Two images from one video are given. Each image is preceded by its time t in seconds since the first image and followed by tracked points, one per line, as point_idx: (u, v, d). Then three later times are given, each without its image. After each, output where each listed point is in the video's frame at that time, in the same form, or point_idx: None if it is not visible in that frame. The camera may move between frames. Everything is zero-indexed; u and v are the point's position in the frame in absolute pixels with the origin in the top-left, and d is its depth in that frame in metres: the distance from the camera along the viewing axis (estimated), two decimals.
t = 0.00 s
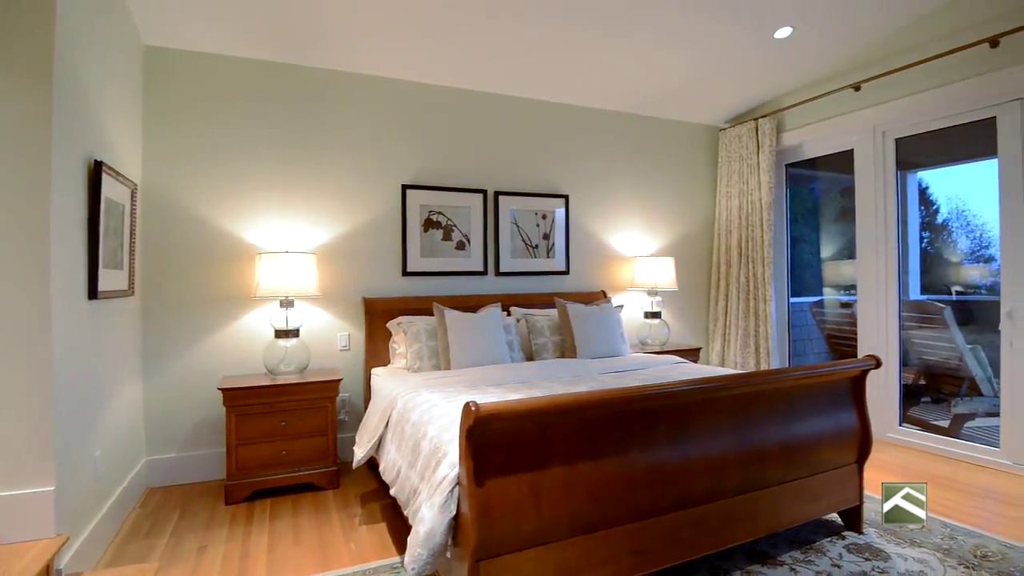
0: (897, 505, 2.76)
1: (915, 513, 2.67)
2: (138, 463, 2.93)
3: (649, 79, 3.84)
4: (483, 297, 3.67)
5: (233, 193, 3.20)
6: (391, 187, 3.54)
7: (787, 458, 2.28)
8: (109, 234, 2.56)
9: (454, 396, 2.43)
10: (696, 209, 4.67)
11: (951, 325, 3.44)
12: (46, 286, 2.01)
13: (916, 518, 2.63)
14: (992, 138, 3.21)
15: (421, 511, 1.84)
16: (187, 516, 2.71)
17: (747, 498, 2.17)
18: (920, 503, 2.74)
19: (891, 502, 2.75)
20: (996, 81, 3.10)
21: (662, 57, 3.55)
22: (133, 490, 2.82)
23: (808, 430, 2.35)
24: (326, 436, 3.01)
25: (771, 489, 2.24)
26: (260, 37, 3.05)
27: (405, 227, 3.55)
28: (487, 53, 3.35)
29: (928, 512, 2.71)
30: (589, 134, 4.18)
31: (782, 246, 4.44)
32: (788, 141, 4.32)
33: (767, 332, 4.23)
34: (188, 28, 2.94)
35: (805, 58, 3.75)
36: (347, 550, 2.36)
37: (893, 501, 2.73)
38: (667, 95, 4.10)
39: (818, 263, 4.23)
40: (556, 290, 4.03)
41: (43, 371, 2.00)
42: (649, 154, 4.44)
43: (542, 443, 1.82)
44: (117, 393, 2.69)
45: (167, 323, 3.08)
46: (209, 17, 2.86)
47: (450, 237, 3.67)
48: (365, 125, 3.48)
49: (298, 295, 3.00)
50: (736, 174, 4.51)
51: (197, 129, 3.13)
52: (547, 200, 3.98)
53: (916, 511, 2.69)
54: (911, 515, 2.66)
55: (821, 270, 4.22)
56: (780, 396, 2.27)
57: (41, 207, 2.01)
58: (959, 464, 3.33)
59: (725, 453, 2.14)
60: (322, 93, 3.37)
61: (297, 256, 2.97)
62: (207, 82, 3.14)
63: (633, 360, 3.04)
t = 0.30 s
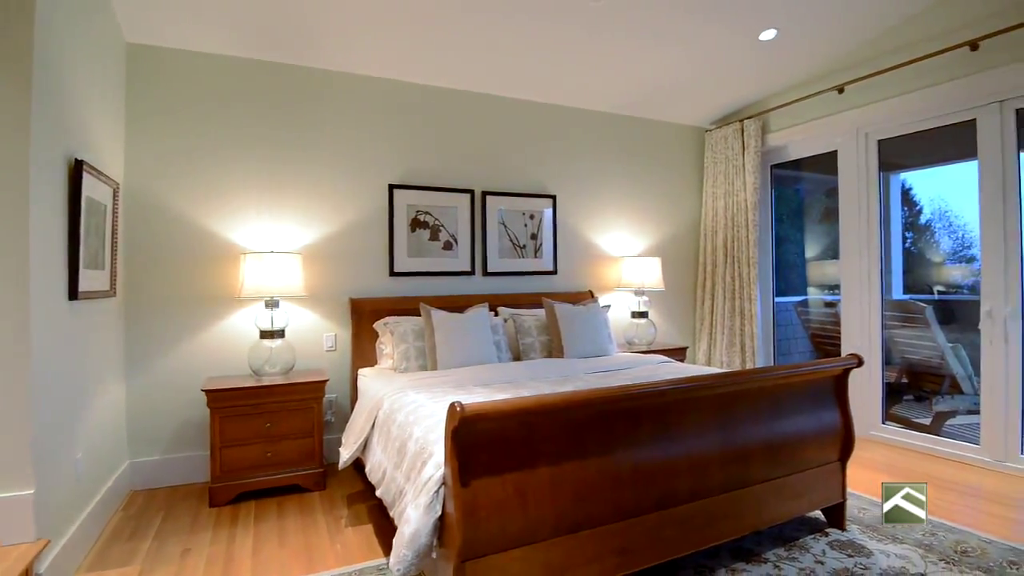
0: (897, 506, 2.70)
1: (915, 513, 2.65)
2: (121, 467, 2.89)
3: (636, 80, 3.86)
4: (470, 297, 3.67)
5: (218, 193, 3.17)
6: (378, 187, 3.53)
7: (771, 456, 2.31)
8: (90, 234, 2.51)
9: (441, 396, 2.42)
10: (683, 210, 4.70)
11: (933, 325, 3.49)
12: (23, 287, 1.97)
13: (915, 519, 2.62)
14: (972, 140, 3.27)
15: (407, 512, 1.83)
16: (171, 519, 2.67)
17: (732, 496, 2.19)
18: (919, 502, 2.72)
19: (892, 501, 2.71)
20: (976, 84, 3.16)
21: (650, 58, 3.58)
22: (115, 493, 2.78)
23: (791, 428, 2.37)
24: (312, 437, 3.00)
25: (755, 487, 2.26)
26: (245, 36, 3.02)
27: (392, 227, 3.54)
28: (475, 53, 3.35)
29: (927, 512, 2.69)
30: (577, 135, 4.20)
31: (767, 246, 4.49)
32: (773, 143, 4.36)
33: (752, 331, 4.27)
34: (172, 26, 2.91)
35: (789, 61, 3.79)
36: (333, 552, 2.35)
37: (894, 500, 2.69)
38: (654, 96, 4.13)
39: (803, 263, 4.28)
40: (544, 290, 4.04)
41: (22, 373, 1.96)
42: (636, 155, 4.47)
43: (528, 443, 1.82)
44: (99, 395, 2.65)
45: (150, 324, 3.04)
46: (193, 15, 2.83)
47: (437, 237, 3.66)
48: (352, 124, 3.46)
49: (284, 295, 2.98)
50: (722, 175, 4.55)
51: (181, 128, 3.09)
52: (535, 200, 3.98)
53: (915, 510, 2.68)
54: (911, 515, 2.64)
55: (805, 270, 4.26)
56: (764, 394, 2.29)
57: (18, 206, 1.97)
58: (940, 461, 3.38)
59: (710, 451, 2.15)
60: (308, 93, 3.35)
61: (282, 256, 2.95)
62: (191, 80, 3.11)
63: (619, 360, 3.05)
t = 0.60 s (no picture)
0: (898, 506, 2.73)
1: (915, 513, 2.67)
2: (104, 468, 2.86)
3: (624, 81, 3.88)
4: (458, 297, 3.66)
5: (203, 192, 3.14)
6: (365, 186, 3.51)
7: (756, 454, 2.33)
8: (72, 233, 2.47)
9: (428, 396, 2.42)
10: (670, 210, 4.73)
11: (916, 324, 3.55)
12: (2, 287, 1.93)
13: (916, 518, 2.63)
14: (953, 142, 3.32)
15: (392, 513, 1.82)
16: (155, 521, 2.64)
17: (717, 494, 2.21)
18: (919, 502, 2.74)
19: (890, 501, 2.76)
20: (957, 86, 3.21)
21: (637, 59, 3.59)
22: (98, 495, 2.74)
23: (776, 426, 2.39)
24: (298, 438, 2.98)
25: (740, 485, 2.28)
26: (229, 33, 2.99)
27: (380, 227, 3.53)
28: (463, 52, 3.34)
29: (927, 511, 2.70)
30: (565, 135, 4.21)
31: (753, 246, 4.53)
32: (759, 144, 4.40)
33: (738, 330, 4.31)
34: (156, 24, 2.88)
35: (775, 62, 3.83)
36: (319, 553, 2.34)
37: (893, 502, 2.73)
38: (642, 96, 4.15)
39: (788, 263, 4.32)
40: (532, 290, 4.04)
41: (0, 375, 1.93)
42: (624, 155, 4.49)
43: (514, 442, 1.83)
44: (81, 396, 2.61)
45: (133, 324, 3.01)
46: (177, 12, 2.80)
47: (425, 237, 3.65)
48: (339, 123, 3.45)
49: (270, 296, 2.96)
50: (708, 175, 4.58)
51: (165, 126, 3.06)
52: (523, 200, 3.99)
53: (915, 510, 2.70)
54: (912, 515, 2.66)
55: (791, 270, 4.30)
56: (748, 393, 2.31)
57: None
58: (923, 458, 3.43)
59: (695, 450, 2.17)
60: (294, 91, 3.33)
61: (269, 256, 2.93)
62: (175, 78, 3.08)
63: (606, 360, 3.06)
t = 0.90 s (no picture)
0: (898, 506, 2.75)
1: (916, 512, 2.67)
2: (87, 471, 2.82)
3: (612, 81, 3.89)
4: (446, 298, 3.66)
5: (188, 191, 3.11)
6: (353, 186, 3.50)
7: (741, 452, 2.35)
8: (53, 233, 2.44)
9: (415, 397, 2.41)
10: (658, 210, 4.76)
11: (899, 323, 3.59)
12: None
13: (916, 518, 2.64)
14: (935, 144, 3.37)
15: (378, 514, 1.81)
16: (139, 524, 2.61)
17: (703, 493, 2.22)
18: (919, 503, 2.75)
19: (889, 501, 2.77)
20: (940, 88, 3.25)
21: (625, 60, 3.61)
22: (81, 499, 2.71)
23: (761, 425, 2.42)
24: (285, 440, 2.95)
25: (726, 484, 2.30)
26: (215, 31, 2.97)
27: (367, 227, 3.51)
28: (452, 52, 3.34)
29: (926, 511, 2.71)
30: (553, 135, 4.22)
31: (740, 246, 4.56)
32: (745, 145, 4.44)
33: (725, 329, 4.34)
34: (140, 21, 2.84)
35: (761, 63, 3.86)
36: (305, 555, 2.32)
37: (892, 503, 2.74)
38: (630, 97, 4.17)
39: (774, 263, 4.36)
40: (521, 290, 4.05)
41: None
42: (612, 155, 4.51)
43: (500, 442, 1.83)
44: (63, 399, 2.57)
45: (117, 325, 2.97)
46: (161, 10, 2.77)
47: (413, 237, 3.64)
48: (326, 122, 3.43)
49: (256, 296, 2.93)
50: (696, 176, 4.61)
51: (148, 125, 3.02)
52: (511, 200, 3.99)
53: (916, 510, 2.71)
54: (912, 514, 2.66)
55: (777, 270, 4.34)
56: (733, 392, 2.33)
57: None
58: (907, 455, 3.47)
59: (681, 449, 2.18)
60: (280, 90, 3.31)
61: (254, 256, 2.91)
62: (159, 76, 3.04)
63: (593, 359, 3.07)
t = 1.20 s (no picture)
0: (898, 506, 2.75)
1: (916, 513, 2.68)
2: (70, 474, 2.78)
3: (601, 81, 3.91)
4: (435, 298, 3.65)
5: (174, 191, 3.08)
6: (341, 186, 3.48)
7: (728, 451, 2.36)
8: (35, 233, 2.40)
9: (403, 398, 2.40)
10: (647, 210, 4.78)
11: (885, 323, 3.64)
12: None
13: (916, 518, 2.65)
14: (920, 145, 3.41)
15: (365, 515, 1.81)
16: (124, 527, 2.58)
17: (690, 491, 2.24)
18: (919, 502, 2.77)
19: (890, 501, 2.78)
20: (926, 90, 3.29)
21: (615, 60, 3.62)
22: (65, 502, 2.67)
23: (748, 423, 2.43)
24: (272, 441, 2.93)
25: (713, 483, 2.31)
26: (202, 29, 2.94)
27: (356, 227, 3.50)
28: (441, 51, 3.33)
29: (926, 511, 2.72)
30: (543, 135, 4.23)
31: (728, 246, 4.60)
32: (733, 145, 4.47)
33: (713, 329, 4.38)
34: (125, 19, 2.81)
35: (748, 65, 3.89)
36: (292, 557, 2.31)
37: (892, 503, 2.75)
38: (620, 97, 4.18)
39: (762, 263, 4.40)
40: (510, 290, 4.05)
41: None
42: (601, 156, 4.52)
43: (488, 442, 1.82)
44: (46, 402, 2.54)
45: (101, 326, 2.93)
46: (147, 7, 2.74)
47: (402, 237, 3.63)
48: (314, 122, 3.41)
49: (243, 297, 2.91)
50: (684, 176, 4.64)
51: (133, 124, 2.99)
52: (500, 200, 3.99)
53: (915, 510, 2.72)
54: (912, 514, 2.67)
55: (764, 270, 4.38)
56: (720, 391, 2.35)
57: None
58: (892, 453, 3.51)
59: (669, 447, 2.19)
60: (267, 89, 3.28)
61: (241, 257, 2.89)
62: (144, 74, 3.01)
63: (582, 359, 3.08)
